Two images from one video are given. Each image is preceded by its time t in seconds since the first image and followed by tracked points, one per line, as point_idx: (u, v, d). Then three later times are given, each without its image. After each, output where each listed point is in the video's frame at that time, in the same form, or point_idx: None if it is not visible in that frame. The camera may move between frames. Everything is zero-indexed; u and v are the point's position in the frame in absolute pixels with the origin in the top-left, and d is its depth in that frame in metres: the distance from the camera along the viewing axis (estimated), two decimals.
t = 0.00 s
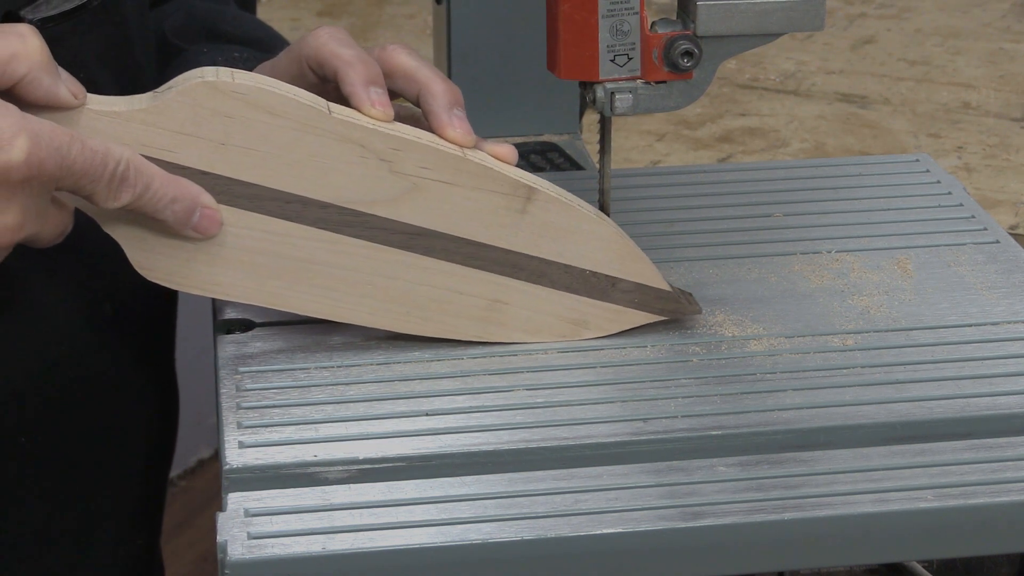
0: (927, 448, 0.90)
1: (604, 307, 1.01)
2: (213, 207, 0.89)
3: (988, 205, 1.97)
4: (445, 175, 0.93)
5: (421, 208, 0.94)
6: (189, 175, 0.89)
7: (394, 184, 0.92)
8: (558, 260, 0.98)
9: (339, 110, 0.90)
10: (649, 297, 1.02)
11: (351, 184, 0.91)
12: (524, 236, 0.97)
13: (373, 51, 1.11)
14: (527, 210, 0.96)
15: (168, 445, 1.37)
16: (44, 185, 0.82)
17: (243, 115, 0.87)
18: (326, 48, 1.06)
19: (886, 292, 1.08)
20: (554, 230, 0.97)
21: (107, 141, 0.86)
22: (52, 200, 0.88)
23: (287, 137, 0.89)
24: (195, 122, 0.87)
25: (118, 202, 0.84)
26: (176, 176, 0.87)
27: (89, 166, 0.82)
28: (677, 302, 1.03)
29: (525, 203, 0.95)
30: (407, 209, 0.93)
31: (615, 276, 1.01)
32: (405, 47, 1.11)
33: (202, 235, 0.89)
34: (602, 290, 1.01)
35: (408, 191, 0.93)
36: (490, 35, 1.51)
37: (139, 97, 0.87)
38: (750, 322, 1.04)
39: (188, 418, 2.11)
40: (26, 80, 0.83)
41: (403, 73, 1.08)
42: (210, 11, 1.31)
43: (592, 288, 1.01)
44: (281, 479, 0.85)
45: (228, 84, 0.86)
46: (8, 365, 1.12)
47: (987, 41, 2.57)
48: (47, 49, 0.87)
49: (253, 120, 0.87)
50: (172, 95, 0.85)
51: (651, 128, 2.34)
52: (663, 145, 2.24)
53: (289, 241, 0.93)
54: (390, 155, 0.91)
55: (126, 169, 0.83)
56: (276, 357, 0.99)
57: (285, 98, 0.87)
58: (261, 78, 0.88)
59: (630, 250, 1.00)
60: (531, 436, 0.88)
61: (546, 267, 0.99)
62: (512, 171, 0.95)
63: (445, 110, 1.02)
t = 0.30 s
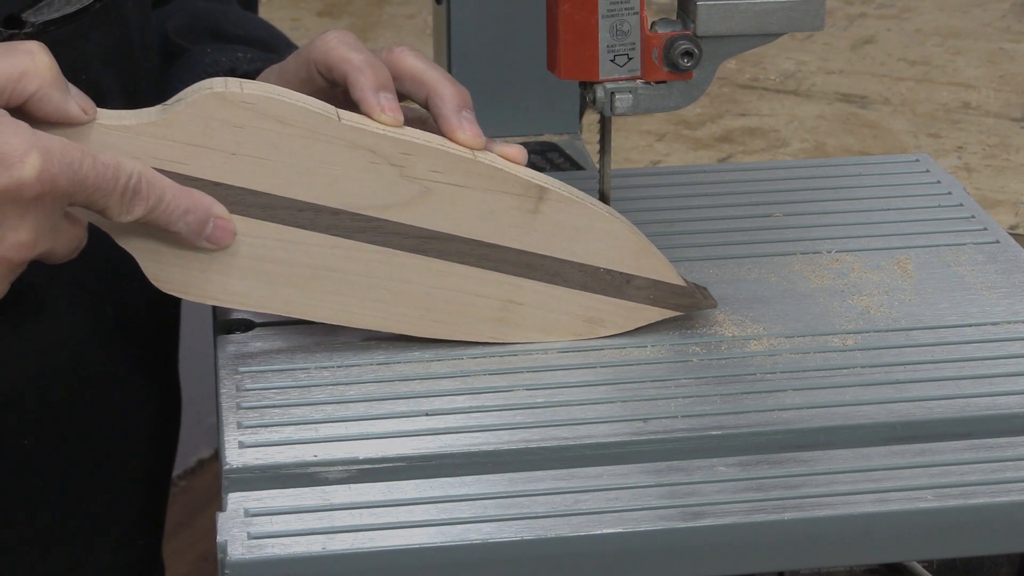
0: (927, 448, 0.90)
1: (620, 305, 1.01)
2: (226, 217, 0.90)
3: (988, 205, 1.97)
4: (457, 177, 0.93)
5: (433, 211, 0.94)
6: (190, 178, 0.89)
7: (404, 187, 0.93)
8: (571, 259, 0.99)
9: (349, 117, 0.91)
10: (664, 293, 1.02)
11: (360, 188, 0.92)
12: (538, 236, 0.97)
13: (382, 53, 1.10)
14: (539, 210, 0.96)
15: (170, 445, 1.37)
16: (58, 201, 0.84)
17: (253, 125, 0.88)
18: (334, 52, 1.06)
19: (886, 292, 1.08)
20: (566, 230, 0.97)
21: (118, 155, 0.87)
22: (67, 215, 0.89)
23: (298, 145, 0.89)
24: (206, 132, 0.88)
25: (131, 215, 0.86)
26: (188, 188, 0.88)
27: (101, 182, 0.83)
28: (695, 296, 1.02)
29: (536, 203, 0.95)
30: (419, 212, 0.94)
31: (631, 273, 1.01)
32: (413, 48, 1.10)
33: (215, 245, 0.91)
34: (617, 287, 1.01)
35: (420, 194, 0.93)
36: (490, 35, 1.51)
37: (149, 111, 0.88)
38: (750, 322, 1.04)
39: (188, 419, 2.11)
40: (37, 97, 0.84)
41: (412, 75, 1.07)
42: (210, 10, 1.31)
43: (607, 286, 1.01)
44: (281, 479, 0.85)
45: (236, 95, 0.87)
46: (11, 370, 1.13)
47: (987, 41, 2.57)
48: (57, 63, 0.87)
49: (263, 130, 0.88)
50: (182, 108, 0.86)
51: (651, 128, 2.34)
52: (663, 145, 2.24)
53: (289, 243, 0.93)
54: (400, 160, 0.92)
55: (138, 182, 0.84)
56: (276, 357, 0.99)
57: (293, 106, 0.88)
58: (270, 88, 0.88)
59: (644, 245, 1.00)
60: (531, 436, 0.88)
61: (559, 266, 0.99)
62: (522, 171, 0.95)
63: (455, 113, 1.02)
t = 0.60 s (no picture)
0: (927, 448, 0.90)
1: (630, 302, 1.01)
2: (233, 227, 0.90)
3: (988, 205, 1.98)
4: (464, 180, 0.93)
5: (442, 215, 0.94)
6: (192, 184, 0.89)
7: (411, 190, 0.93)
8: (581, 259, 0.99)
9: (354, 123, 0.91)
10: (675, 289, 1.02)
11: (365, 194, 0.92)
12: (547, 237, 0.97)
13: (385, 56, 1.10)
14: (547, 211, 0.96)
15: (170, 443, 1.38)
16: (66, 219, 0.83)
17: (259, 135, 0.88)
18: (338, 57, 1.06)
19: (886, 292, 1.08)
20: (574, 228, 0.97)
21: (125, 170, 0.87)
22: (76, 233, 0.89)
23: (303, 153, 0.89)
24: (211, 144, 0.88)
25: (139, 230, 0.86)
26: (194, 200, 0.88)
27: (109, 198, 0.83)
28: (704, 291, 1.03)
29: (544, 203, 0.95)
30: (427, 216, 0.94)
31: (641, 270, 1.01)
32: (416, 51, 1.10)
33: (225, 255, 0.91)
34: (627, 285, 1.01)
35: (428, 198, 0.93)
36: (490, 35, 1.51)
37: (154, 124, 0.89)
38: (750, 322, 1.04)
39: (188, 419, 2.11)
40: (41, 115, 0.85)
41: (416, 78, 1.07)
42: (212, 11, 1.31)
43: (618, 284, 1.00)
44: (281, 479, 0.85)
45: (240, 105, 0.87)
46: (11, 378, 1.14)
47: (987, 41, 2.57)
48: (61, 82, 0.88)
49: (268, 140, 0.88)
50: (186, 121, 0.87)
51: (651, 128, 2.34)
52: (663, 145, 2.24)
53: (291, 247, 0.93)
54: (406, 165, 0.92)
55: (146, 197, 0.84)
56: (276, 357, 0.99)
57: (297, 115, 0.88)
58: (275, 97, 0.89)
59: (652, 242, 1.00)
60: (531, 436, 0.88)
61: (569, 265, 0.99)
62: (529, 172, 0.95)
63: (461, 116, 1.02)
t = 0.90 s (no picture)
0: (928, 448, 0.90)
1: (639, 300, 1.01)
2: (240, 234, 0.90)
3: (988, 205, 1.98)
4: (470, 181, 0.93)
5: (449, 217, 0.94)
6: (196, 187, 0.89)
7: (416, 192, 0.93)
8: (589, 258, 0.99)
9: (360, 125, 0.91)
10: (683, 286, 1.02)
11: (369, 197, 0.92)
12: (553, 237, 0.97)
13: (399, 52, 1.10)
14: (553, 211, 0.96)
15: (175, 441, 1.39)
16: (74, 229, 0.83)
17: (265, 140, 0.88)
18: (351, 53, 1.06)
19: (886, 292, 1.08)
20: (580, 228, 0.97)
21: (131, 178, 0.87)
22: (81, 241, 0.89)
23: (309, 158, 0.90)
24: (217, 149, 0.88)
25: (146, 239, 0.86)
26: (200, 207, 0.89)
27: (116, 208, 0.83)
28: (711, 289, 1.03)
29: (551, 203, 0.95)
30: (434, 218, 0.94)
31: (649, 268, 1.01)
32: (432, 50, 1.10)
33: (232, 262, 0.91)
34: (635, 283, 1.01)
35: (434, 200, 0.93)
36: (490, 35, 1.51)
37: (160, 131, 0.89)
38: (749, 322, 1.04)
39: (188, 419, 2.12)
40: (49, 125, 0.84)
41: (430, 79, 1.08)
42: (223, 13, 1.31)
43: (626, 282, 1.00)
44: (281, 479, 0.85)
45: (246, 110, 0.87)
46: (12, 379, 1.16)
47: (987, 42, 2.56)
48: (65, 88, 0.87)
49: (275, 144, 0.88)
50: (194, 127, 0.87)
51: (651, 128, 2.34)
52: (663, 144, 2.24)
53: (293, 249, 0.93)
54: (412, 167, 0.92)
55: (152, 206, 0.85)
56: (276, 357, 0.99)
57: (303, 119, 0.88)
58: (281, 102, 0.89)
59: (658, 240, 1.00)
60: (531, 436, 0.88)
61: (577, 265, 0.99)
62: (536, 173, 0.95)
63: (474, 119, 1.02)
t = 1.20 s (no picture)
0: (928, 448, 0.90)
1: (639, 299, 1.02)
2: (240, 235, 0.91)
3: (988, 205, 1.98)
4: (471, 181, 0.93)
5: (449, 216, 0.94)
6: (198, 187, 0.89)
7: (416, 192, 0.93)
8: (589, 258, 0.99)
9: (361, 125, 0.91)
10: (683, 286, 1.02)
11: (370, 196, 0.92)
12: (554, 236, 0.97)
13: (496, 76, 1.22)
14: (554, 210, 0.96)
15: (174, 441, 1.39)
16: (75, 229, 0.83)
17: (266, 139, 0.88)
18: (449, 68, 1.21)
19: (886, 292, 1.08)
20: (581, 228, 0.97)
21: (132, 178, 0.87)
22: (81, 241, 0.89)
23: (310, 157, 0.90)
24: (219, 149, 0.88)
25: (147, 239, 0.86)
26: (201, 208, 0.89)
27: (118, 208, 0.83)
28: (711, 288, 1.03)
29: (552, 202, 0.95)
30: (434, 218, 0.94)
31: (650, 268, 1.01)
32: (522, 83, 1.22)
33: (232, 263, 0.91)
34: (635, 282, 1.01)
35: (435, 200, 0.93)
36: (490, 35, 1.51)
37: (162, 131, 0.89)
38: (749, 322, 1.04)
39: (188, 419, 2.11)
40: (49, 125, 0.83)
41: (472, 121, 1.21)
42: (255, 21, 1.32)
43: (626, 282, 1.00)
44: (281, 479, 0.85)
45: (248, 110, 0.87)
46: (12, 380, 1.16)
47: (987, 42, 2.56)
48: (64, 86, 0.86)
49: (275, 144, 0.88)
50: (195, 126, 0.87)
51: (651, 128, 2.34)
52: (663, 145, 2.24)
53: (295, 249, 0.93)
54: (413, 167, 0.92)
55: (154, 206, 0.85)
56: (275, 356, 0.99)
57: (304, 118, 0.88)
58: (282, 101, 0.89)
59: (659, 239, 1.00)
60: (531, 436, 0.88)
61: (577, 264, 0.99)
62: (538, 172, 0.95)
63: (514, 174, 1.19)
